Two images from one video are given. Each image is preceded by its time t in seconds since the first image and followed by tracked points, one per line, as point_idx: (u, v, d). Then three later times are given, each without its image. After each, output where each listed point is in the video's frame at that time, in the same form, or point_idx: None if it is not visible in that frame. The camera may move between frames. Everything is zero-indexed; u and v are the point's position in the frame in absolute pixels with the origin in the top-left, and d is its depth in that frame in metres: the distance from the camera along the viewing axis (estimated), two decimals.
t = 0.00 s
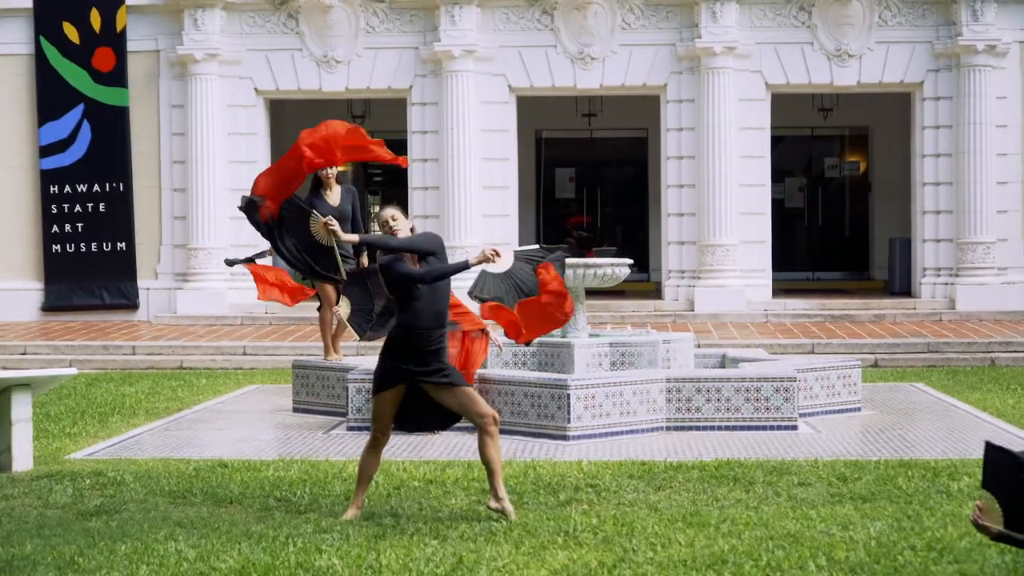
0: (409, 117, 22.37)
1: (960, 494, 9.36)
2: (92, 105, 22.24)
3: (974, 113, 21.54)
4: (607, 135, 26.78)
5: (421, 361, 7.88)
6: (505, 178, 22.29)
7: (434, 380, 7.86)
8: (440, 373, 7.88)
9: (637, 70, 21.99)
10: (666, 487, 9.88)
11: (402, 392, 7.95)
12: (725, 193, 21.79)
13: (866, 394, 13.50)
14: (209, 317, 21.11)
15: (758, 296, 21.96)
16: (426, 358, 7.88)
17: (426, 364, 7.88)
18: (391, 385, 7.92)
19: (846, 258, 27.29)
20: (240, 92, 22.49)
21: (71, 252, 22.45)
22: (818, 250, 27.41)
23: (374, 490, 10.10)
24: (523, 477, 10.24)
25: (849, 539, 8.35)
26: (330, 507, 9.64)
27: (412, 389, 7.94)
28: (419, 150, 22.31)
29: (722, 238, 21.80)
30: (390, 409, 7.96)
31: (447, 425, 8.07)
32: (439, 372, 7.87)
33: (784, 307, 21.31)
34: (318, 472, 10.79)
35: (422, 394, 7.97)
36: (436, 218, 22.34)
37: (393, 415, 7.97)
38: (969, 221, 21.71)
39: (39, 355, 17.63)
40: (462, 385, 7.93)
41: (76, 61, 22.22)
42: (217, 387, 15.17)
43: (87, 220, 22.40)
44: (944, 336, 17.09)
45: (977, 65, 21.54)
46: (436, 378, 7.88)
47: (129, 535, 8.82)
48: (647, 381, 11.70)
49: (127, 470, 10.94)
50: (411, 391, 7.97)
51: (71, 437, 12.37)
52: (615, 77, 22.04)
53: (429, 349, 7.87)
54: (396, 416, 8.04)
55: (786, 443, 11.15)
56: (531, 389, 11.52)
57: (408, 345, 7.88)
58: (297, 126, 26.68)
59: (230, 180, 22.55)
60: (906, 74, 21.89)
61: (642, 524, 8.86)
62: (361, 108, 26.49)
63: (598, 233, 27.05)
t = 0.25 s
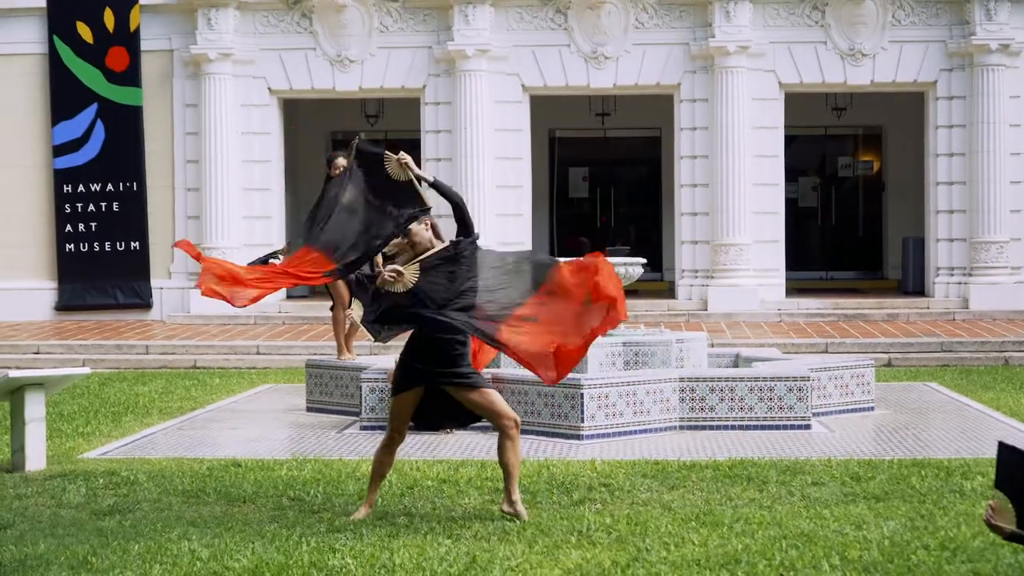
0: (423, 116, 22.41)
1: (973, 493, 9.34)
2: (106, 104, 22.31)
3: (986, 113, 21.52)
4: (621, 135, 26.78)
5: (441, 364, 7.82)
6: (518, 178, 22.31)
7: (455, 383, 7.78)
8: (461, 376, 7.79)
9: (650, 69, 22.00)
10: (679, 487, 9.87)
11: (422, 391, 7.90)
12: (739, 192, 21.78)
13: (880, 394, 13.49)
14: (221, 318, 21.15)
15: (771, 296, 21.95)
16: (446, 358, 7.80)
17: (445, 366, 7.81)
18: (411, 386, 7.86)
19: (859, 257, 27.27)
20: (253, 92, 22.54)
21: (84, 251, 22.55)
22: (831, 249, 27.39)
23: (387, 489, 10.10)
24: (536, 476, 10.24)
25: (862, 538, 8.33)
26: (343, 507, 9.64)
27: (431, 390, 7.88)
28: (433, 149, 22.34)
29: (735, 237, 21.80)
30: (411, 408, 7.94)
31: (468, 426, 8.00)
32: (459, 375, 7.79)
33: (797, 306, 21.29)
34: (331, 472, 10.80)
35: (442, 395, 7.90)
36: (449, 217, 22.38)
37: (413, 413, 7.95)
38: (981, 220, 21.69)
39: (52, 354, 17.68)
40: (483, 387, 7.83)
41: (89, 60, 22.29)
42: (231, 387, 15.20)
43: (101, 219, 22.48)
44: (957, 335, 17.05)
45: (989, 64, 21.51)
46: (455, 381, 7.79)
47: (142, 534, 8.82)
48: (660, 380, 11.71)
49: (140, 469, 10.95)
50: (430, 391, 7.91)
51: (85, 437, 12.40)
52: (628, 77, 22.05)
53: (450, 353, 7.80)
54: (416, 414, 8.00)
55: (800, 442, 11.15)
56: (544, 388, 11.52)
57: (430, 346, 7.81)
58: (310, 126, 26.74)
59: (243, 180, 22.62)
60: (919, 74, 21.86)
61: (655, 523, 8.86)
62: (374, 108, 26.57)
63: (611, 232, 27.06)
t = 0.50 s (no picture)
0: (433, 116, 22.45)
1: (983, 493, 9.33)
2: (118, 104, 22.38)
3: (997, 113, 21.51)
4: (632, 135, 26.79)
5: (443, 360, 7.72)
6: (528, 179, 22.33)
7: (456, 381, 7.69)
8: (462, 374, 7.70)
9: (662, 68, 22.00)
10: (690, 487, 9.86)
11: (427, 392, 7.81)
12: (749, 192, 21.77)
13: (890, 393, 13.49)
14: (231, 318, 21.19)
15: (781, 296, 21.95)
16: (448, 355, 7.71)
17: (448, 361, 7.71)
18: (416, 385, 7.79)
19: (869, 257, 27.26)
20: (265, 91, 22.58)
21: (94, 251, 22.61)
22: (841, 250, 27.36)
23: (397, 489, 10.10)
24: (546, 477, 10.24)
25: (871, 538, 8.31)
26: (353, 507, 9.64)
27: (435, 388, 7.79)
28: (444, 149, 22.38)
29: (745, 237, 21.79)
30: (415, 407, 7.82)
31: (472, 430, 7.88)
32: (462, 371, 7.71)
33: (808, 306, 21.28)
34: (342, 471, 10.81)
35: (447, 397, 7.80)
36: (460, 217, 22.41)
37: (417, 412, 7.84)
38: (992, 220, 21.67)
39: (62, 355, 17.73)
40: (487, 387, 7.74)
41: (100, 60, 22.36)
42: (242, 387, 15.23)
43: (112, 220, 22.53)
44: (967, 335, 17.03)
45: (1000, 64, 21.49)
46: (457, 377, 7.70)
47: (153, 535, 8.83)
48: (670, 380, 11.71)
49: (150, 469, 10.96)
50: (434, 390, 7.82)
51: (95, 437, 12.42)
52: (639, 76, 22.07)
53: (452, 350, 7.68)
54: (420, 415, 7.90)
55: (811, 442, 11.15)
56: (555, 388, 11.53)
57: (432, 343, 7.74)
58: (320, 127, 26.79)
59: (254, 180, 22.67)
60: (930, 73, 21.85)
61: (666, 523, 8.85)
62: (385, 108, 26.62)
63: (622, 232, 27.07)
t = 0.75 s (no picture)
0: (435, 117, 22.47)
1: (984, 493, 9.34)
2: (119, 104, 22.39)
3: (998, 114, 21.53)
4: (633, 135, 26.81)
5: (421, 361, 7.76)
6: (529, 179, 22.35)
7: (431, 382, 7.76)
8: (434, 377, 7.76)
9: (664, 68, 22.02)
10: (691, 487, 9.86)
11: (409, 393, 7.85)
12: (751, 193, 21.79)
13: (891, 393, 13.50)
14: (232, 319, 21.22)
15: (783, 296, 21.96)
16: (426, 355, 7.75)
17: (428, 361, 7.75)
18: (399, 386, 7.82)
19: (870, 258, 27.28)
20: (266, 92, 22.60)
21: (96, 252, 22.62)
22: (842, 251, 27.38)
23: (398, 490, 10.10)
24: (547, 477, 10.24)
25: (872, 538, 8.31)
26: (355, 507, 9.64)
27: (417, 389, 7.83)
28: (445, 150, 22.39)
29: (747, 237, 21.81)
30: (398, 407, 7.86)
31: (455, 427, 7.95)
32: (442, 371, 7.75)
33: (809, 306, 21.30)
34: (343, 472, 10.81)
35: (428, 397, 7.86)
36: (462, 218, 22.43)
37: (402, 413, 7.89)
38: (993, 221, 21.69)
39: (64, 356, 17.75)
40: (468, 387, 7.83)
41: (102, 61, 22.38)
42: (243, 387, 15.24)
43: (113, 221, 22.55)
44: (967, 335, 17.04)
45: (1002, 65, 21.51)
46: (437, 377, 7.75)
47: (153, 536, 8.82)
48: (672, 381, 11.71)
49: (151, 470, 10.97)
50: (417, 390, 7.85)
51: (95, 437, 12.43)
52: (641, 77, 22.09)
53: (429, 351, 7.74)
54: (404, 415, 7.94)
55: (813, 442, 11.16)
56: (556, 388, 11.54)
57: (409, 341, 7.76)
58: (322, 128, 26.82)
59: (256, 180, 22.69)
60: (932, 73, 21.87)
61: (667, 523, 8.84)
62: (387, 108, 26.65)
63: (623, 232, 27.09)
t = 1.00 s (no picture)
0: (435, 118, 22.47)
1: (984, 494, 9.33)
2: (119, 105, 22.42)
3: (998, 115, 21.52)
4: (633, 136, 26.81)
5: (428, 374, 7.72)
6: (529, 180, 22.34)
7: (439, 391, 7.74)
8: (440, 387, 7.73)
9: (663, 70, 22.03)
10: (691, 489, 9.85)
11: (414, 404, 7.83)
12: (750, 194, 21.79)
13: (890, 395, 13.50)
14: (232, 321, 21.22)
15: (782, 298, 21.96)
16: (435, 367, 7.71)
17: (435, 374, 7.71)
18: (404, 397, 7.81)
19: (870, 259, 27.27)
20: (266, 93, 22.60)
21: (95, 253, 22.63)
22: (842, 252, 27.38)
23: (397, 491, 10.09)
24: (547, 479, 10.23)
25: (872, 540, 8.30)
26: (354, 509, 9.63)
27: (422, 400, 7.80)
28: (445, 151, 22.39)
29: (747, 239, 21.80)
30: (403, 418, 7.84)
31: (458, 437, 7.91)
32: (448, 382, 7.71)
33: (808, 308, 21.29)
34: (342, 474, 10.80)
35: (433, 407, 7.83)
36: (462, 220, 22.42)
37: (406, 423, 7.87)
38: (993, 222, 21.68)
39: (64, 357, 17.75)
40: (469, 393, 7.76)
41: (101, 62, 22.40)
42: (243, 389, 15.23)
43: (113, 222, 22.56)
44: (967, 337, 17.03)
45: (1001, 66, 21.51)
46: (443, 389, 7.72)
47: (153, 537, 8.81)
48: (672, 382, 11.71)
49: (151, 471, 10.96)
50: (421, 402, 7.83)
51: (95, 439, 12.42)
52: (640, 78, 22.09)
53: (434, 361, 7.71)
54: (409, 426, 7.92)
55: (812, 443, 11.15)
56: (556, 390, 11.53)
57: (417, 353, 7.71)
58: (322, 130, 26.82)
59: (255, 182, 22.68)
60: (931, 75, 21.86)
61: (667, 525, 8.83)
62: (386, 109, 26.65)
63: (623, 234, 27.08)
